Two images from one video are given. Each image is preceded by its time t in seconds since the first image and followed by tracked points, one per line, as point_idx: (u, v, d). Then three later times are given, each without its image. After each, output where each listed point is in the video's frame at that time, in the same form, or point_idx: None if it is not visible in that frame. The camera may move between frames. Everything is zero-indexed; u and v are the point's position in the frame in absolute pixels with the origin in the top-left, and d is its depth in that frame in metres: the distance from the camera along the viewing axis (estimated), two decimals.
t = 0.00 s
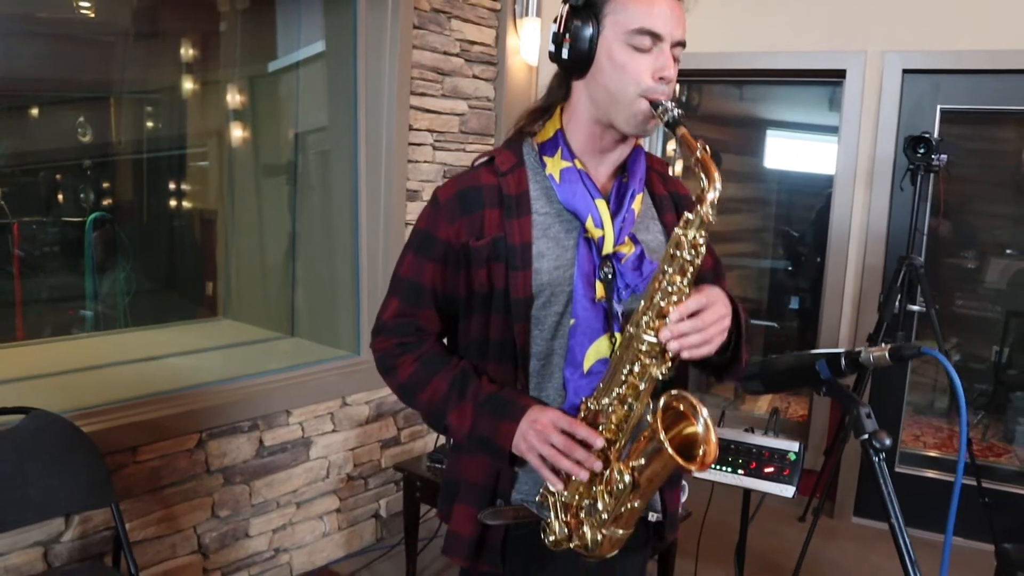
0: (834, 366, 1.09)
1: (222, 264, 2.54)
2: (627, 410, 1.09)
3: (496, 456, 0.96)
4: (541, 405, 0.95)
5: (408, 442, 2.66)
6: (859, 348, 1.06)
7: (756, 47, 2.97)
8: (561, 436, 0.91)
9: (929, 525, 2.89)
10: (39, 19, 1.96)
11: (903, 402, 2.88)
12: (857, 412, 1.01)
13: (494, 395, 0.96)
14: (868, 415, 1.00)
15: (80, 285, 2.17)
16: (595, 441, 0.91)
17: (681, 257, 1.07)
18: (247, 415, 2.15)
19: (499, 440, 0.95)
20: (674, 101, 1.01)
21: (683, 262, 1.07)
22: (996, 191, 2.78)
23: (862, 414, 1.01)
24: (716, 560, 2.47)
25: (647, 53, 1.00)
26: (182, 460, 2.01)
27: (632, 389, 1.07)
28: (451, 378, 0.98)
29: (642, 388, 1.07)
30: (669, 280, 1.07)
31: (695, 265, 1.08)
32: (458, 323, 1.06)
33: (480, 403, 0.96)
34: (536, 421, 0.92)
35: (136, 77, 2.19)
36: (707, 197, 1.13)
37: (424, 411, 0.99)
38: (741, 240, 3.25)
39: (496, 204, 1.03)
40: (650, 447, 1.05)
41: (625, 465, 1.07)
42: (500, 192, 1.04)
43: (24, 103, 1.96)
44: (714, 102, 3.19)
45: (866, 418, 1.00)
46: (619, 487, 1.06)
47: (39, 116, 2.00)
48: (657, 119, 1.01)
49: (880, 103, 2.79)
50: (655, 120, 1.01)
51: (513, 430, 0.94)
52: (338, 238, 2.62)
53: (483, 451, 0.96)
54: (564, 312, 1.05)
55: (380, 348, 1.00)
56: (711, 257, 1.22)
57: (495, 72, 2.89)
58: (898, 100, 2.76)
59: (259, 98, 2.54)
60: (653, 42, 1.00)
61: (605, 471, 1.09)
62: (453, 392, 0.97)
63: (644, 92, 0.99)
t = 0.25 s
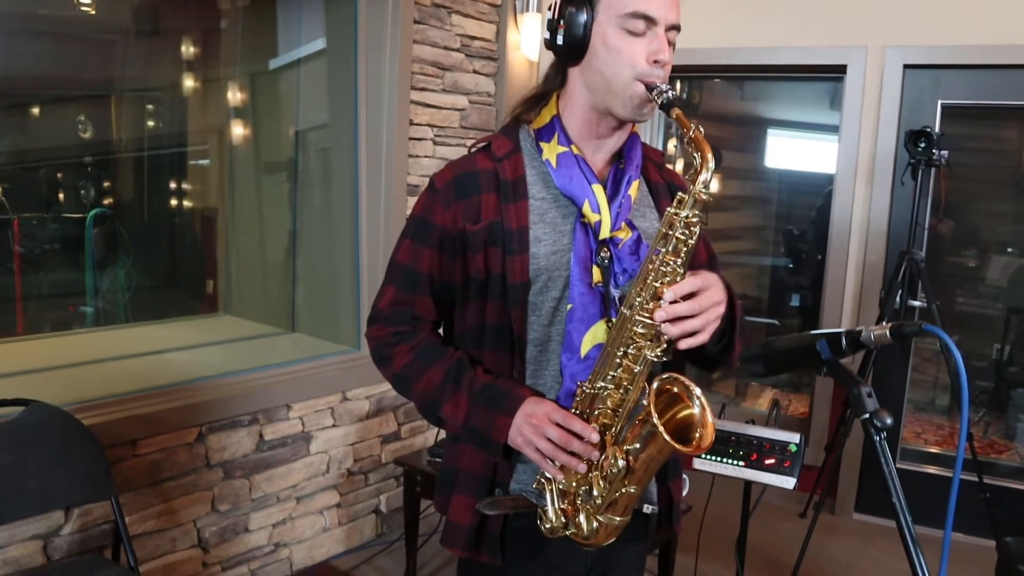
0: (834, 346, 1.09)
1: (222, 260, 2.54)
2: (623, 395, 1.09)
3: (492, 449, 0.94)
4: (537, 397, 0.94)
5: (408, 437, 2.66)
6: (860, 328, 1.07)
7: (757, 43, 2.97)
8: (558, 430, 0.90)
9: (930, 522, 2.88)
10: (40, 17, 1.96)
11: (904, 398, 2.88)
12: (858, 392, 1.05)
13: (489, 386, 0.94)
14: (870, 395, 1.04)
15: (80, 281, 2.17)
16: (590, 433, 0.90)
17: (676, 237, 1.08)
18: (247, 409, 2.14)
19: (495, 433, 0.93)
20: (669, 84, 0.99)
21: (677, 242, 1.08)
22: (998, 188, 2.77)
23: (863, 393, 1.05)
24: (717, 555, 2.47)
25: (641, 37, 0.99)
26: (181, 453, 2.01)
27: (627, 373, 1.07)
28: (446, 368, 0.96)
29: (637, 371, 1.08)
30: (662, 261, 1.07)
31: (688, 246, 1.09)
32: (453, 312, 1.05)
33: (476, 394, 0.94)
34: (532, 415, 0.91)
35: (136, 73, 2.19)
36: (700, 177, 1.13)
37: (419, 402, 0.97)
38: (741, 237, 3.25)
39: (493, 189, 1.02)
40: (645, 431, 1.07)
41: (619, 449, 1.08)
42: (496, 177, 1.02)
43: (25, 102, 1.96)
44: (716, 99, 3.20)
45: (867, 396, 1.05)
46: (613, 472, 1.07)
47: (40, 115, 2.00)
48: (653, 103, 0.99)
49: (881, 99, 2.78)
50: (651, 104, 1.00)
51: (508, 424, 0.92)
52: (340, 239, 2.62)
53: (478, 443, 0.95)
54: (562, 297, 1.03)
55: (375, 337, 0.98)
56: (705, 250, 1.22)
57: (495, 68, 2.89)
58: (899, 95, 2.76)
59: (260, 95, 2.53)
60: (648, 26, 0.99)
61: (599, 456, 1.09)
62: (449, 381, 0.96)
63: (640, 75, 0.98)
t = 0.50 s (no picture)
0: (835, 333, 1.10)
1: (222, 258, 2.52)
2: (621, 400, 1.08)
3: (485, 453, 0.95)
4: (532, 402, 0.95)
5: (407, 434, 2.65)
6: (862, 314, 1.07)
7: (758, 38, 2.96)
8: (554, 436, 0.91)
9: (932, 519, 2.87)
10: (39, 14, 1.95)
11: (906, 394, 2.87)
12: (859, 380, 1.07)
13: (483, 390, 0.95)
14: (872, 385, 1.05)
15: (79, 277, 2.15)
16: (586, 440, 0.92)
17: (677, 242, 1.07)
18: (245, 404, 2.13)
19: (491, 438, 0.94)
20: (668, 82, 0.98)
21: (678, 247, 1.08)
22: (1000, 184, 2.76)
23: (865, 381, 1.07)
24: (718, 553, 2.46)
25: (640, 34, 0.98)
26: (179, 449, 2.00)
27: (625, 377, 1.07)
28: (441, 372, 0.97)
29: (635, 375, 1.08)
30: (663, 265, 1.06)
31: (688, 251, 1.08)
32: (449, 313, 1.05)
33: (470, 399, 0.96)
34: (528, 420, 0.93)
35: (137, 70, 2.18)
36: (702, 180, 1.11)
37: (415, 404, 0.98)
38: (743, 234, 3.23)
39: (487, 189, 1.01)
40: (644, 436, 1.05)
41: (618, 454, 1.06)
42: (490, 177, 1.02)
43: (25, 99, 1.95)
44: (717, 96, 3.19)
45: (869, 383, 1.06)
46: (613, 477, 1.04)
47: (40, 113, 1.99)
48: (651, 101, 0.98)
49: (883, 94, 2.77)
50: (649, 103, 0.99)
51: (504, 429, 0.94)
52: (339, 238, 2.61)
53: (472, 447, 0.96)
54: (557, 299, 1.03)
55: (371, 339, 0.98)
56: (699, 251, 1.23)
57: (495, 63, 2.88)
58: (900, 90, 2.74)
59: (261, 93, 2.52)
60: (647, 23, 0.98)
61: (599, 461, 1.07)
62: (444, 385, 0.96)
63: (638, 72, 0.97)
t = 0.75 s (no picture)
0: (836, 332, 1.13)
1: (221, 258, 2.49)
2: (619, 393, 1.05)
3: (480, 444, 0.92)
4: (529, 390, 0.92)
5: (406, 434, 2.63)
6: (864, 313, 1.10)
7: (759, 35, 2.95)
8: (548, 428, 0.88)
9: (934, 520, 2.85)
10: (40, 12, 1.94)
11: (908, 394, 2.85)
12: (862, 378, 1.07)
13: (480, 377, 0.92)
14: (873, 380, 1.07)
15: (78, 277, 2.14)
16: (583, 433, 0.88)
17: (673, 230, 1.02)
18: (242, 404, 2.12)
19: (486, 427, 0.91)
20: (663, 68, 0.97)
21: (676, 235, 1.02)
22: (1003, 182, 2.74)
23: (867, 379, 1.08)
24: (719, 554, 2.44)
25: (633, 20, 0.96)
26: (176, 449, 1.99)
27: (623, 369, 1.03)
28: (435, 359, 0.93)
29: (632, 368, 1.04)
30: (659, 254, 1.01)
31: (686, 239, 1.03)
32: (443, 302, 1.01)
33: (466, 386, 0.92)
34: (523, 410, 0.89)
35: (138, 69, 2.17)
36: (698, 166, 1.08)
37: (406, 396, 0.94)
38: (744, 232, 3.21)
39: (481, 176, 0.98)
40: (642, 430, 1.02)
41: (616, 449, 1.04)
42: (484, 163, 0.99)
43: (24, 99, 1.94)
44: (718, 95, 3.17)
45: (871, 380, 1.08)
46: (609, 473, 1.03)
47: (41, 113, 1.98)
48: (647, 88, 0.97)
49: (885, 91, 2.75)
50: (645, 89, 0.97)
51: (499, 417, 0.90)
52: (339, 235, 2.61)
53: (466, 438, 0.92)
54: (553, 290, 1.00)
55: (360, 327, 0.95)
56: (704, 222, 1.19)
57: (494, 60, 2.85)
58: (903, 88, 2.72)
59: (260, 92, 2.50)
60: (639, 8, 0.96)
61: (597, 456, 1.05)
62: (438, 374, 0.93)
63: (632, 59, 0.95)
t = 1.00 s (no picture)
0: (841, 340, 1.10)
1: (221, 258, 2.47)
2: (614, 395, 1.04)
3: (475, 452, 0.90)
4: (522, 396, 0.90)
5: (406, 435, 2.61)
6: (869, 320, 1.07)
7: (764, 32, 2.92)
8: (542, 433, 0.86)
9: (940, 522, 2.82)
10: (40, 10, 1.93)
11: (914, 394, 2.81)
12: (867, 391, 1.07)
13: (473, 383, 0.90)
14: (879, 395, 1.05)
15: (78, 275, 2.13)
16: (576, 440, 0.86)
17: (667, 223, 1.03)
18: (240, 405, 2.10)
19: (480, 436, 0.89)
20: (656, 60, 0.94)
21: (668, 228, 1.04)
22: (1010, 180, 2.71)
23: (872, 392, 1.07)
24: (722, 556, 2.42)
25: (624, 10, 0.93)
26: (173, 450, 1.97)
27: (618, 370, 1.03)
28: (426, 368, 0.92)
29: (627, 368, 1.03)
30: (652, 247, 1.03)
31: (679, 232, 1.05)
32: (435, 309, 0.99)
33: (458, 395, 0.90)
34: (516, 416, 0.87)
35: (138, 66, 2.15)
36: (689, 158, 1.08)
37: (400, 407, 0.92)
38: (749, 231, 3.19)
39: (470, 177, 0.96)
40: (638, 433, 1.01)
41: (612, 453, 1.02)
42: (473, 164, 0.96)
43: (29, 97, 1.93)
44: (723, 92, 3.15)
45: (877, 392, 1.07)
46: (606, 477, 1.00)
47: (45, 111, 1.97)
48: (639, 80, 0.94)
49: (891, 88, 2.72)
50: (638, 82, 0.94)
51: (491, 425, 0.88)
52: (339, 235, 2.59)
53: (461, 447, 0.90)
54: (547, 290, 0.97)
55: (353, 338, 0.94)
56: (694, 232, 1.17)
57: (495, 58, 2.80)
58: (909, 85, 2.69)
59: (261, 89, 2.48)
60: None
61: (592, 460, 1.02)
62: (429, 383, 0.91)
63: (624, 50, 0.93)
